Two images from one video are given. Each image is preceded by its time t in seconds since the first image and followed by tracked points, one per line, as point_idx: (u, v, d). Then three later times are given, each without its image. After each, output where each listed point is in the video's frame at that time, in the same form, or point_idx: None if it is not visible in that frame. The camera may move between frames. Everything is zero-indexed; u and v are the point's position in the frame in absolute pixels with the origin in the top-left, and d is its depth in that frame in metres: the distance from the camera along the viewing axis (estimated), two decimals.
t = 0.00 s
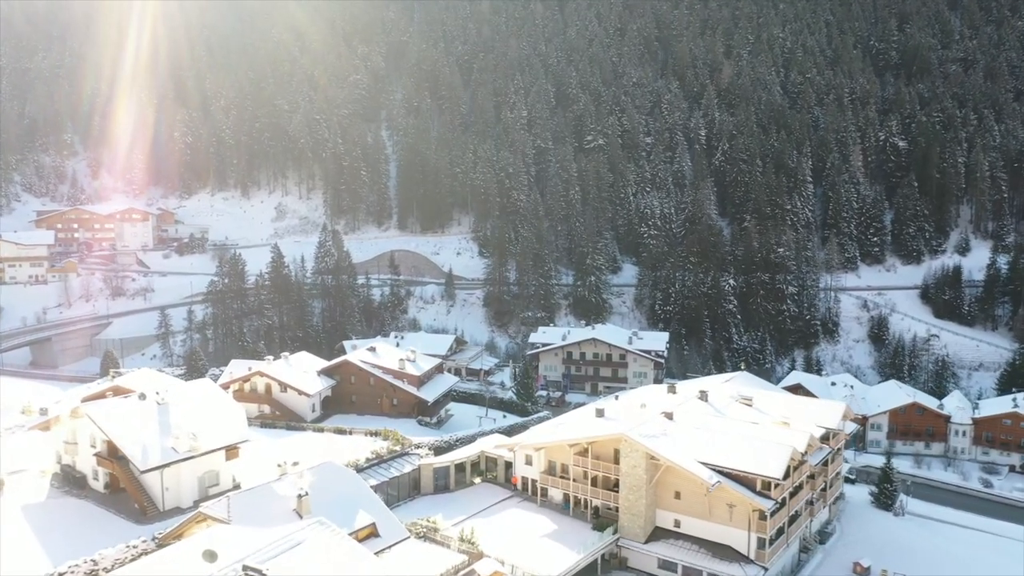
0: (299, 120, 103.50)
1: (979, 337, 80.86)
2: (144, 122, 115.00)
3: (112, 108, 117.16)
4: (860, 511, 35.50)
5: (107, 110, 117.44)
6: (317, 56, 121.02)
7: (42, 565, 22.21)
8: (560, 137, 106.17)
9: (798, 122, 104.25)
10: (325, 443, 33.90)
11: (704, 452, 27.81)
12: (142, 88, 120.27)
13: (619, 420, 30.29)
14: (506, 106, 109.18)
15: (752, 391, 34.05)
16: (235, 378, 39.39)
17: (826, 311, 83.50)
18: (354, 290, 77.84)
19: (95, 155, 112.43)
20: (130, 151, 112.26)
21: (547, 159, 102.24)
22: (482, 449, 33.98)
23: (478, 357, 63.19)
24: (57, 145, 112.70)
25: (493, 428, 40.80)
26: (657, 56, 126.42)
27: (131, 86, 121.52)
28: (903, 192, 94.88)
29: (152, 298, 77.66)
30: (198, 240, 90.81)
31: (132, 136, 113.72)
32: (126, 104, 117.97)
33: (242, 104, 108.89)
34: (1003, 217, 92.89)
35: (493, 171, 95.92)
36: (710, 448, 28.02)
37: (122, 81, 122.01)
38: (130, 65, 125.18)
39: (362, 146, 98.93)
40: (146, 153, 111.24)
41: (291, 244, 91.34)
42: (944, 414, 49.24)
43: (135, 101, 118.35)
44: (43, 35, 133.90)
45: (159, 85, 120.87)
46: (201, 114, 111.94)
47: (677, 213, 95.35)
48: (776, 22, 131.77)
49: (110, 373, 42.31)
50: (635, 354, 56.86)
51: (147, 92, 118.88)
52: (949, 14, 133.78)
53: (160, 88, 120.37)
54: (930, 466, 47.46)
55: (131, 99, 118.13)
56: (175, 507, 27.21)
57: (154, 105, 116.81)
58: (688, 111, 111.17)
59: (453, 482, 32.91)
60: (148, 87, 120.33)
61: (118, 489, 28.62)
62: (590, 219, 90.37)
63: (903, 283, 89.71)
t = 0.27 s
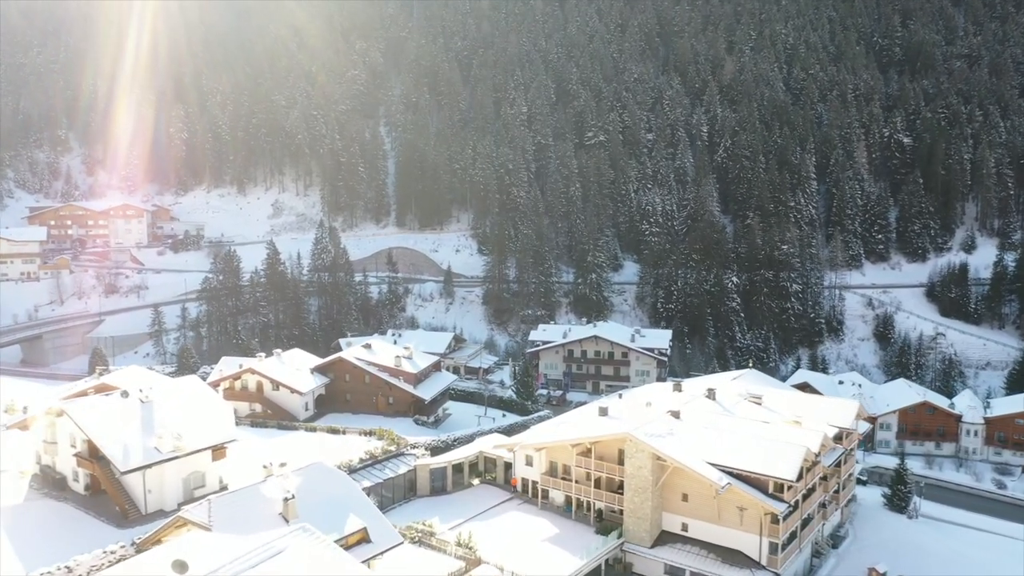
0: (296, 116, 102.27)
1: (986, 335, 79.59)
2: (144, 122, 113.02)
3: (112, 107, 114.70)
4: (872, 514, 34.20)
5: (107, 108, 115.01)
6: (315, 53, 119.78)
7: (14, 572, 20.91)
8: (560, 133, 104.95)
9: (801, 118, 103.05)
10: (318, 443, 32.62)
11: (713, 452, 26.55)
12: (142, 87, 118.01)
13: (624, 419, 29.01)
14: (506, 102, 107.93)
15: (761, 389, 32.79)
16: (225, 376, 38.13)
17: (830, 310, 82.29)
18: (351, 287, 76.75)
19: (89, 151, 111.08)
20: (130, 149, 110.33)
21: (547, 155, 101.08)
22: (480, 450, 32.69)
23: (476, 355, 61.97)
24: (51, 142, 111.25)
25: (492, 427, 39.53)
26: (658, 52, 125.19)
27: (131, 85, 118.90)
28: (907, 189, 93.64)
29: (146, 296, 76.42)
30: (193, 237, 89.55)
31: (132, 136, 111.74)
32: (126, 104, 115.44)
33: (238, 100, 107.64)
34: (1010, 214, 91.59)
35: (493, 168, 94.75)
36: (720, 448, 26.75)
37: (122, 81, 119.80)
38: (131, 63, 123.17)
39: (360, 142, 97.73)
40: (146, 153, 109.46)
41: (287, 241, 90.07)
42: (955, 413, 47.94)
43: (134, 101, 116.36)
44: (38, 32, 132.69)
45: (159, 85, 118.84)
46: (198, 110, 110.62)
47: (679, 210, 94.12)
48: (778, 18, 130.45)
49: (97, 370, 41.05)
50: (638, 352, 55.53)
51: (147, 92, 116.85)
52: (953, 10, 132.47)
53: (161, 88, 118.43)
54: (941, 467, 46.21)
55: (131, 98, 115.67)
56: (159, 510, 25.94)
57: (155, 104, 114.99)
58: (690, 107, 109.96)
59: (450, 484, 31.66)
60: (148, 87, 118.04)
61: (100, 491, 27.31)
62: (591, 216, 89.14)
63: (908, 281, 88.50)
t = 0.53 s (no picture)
0: (293, 112, 101.06)
1: (993, 334, 78.30)
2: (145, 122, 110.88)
3: (113, 109, 111.15)
4: (885, 517, 32.95)
5: (108, 109, 111.64)
6: (313, 48, 118.47)
7: None
8: (560, 129, 103.68)
9: (804, 114, 101.79)
10: (310, 443, 31.36)
11: (723, 453, 25.28)
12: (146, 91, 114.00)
13: (629, 418, 27.72)
14: (506, 98, 106.64)
15: (770, 387, 31.52)
16: (215, 373, 36.86)
17: (835, 308, 81.05)
18: (348, 284, 75.60)
19: (84, 147, 109.79)
20: (132, 152, 107.37)
21: (548, 152, 99.88)
22: (479, 450, 31.42)
23: (475, 353, 60.74)
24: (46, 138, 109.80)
25: (491, 427, 38.25)
26: (659, 49, 123.90)
27: (133, 88, 114.97)
28: (912, 185, 92.33)
29: (139, 293, 75.17)
30: (188, 233, 88.32)
31: (134, 138, 108.79)
32: (128, 107, 111.56)
33: (235, 95, 106.42)
34: (1016, 211, 90.32)
35: (492, 164, 93.56)
36: (730, 448, 25.46)
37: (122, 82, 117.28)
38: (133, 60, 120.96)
39: (358, 137, 96.48)
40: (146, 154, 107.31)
41: (284, 238, 88.86)
42: (967, 412, 46.65)
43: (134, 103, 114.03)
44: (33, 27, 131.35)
45: (161, 87, 115.71)
46: (193, 106, 109.27)
47: (681, 206, 92.87)
48: (781, 14, 129.06)
49: (83, 367, 39.85)
50: (641, 350, 54.27)
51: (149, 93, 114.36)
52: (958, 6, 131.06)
53: (162, 87, 116.17)
54: (953, 468, 44.97)
55: (131, 100, 113.24)
56: (140, 514, 24.68)
57: (156, 105, 111.65)
58: (692, 103, 108.65)
59: (447, 485, 30.41)
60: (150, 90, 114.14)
61: (79, 493, 26.03)
62: (592, 212, 87.87)
63: (913, 278, 87.24)
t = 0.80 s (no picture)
0: (290, 107, 99.80)
1: (1000, 332, 77.02)
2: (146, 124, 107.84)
3: (112, 108, 109.16)
4: (900, 520, 31.67)
5: (108, 107, 109.70)
6: (310, 43, 117.20)
7: None
8: (561, 125, 102.40)
9: (808, 110, 100.49)
10: (301, 444, 30.07)
11: (734, 453, 23.98)
12: (145, 89, 112.36)
13: (634, 417, 26.44)
14: (505, 94, 105.36)
15: (781, 385, 30.26)
16: (204, 370, 35.54)
17: (840, 305, 79.77)
18: (345, 282, 74.27)
19: (79, 144, 108.55)
20: (132, 152, 105.28)
21: (548, 148, 98.63)
22: (477, 450, 30.14)
23: (474, 351, 59.47)
24: (40, 134, 108.20)
25: (490, 426, 36.96)
26: (660, 45, 122.64)
27: (132, 87, 112.77)
28: (918, 181, 91.01)
29: (132, 290, 73.92)
30: (183, 230, 87.05)
31: (133, 137, 106.64)
32: (127, 107, 109.59)
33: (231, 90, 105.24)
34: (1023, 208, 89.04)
35: (492, 160, 92.26)
36: (742, 449, 24.19)
37: (123, 85, 113.38)
38: (135, 58, 117.85)
39: (356, 133, 95.24)
40: (147, 157, 104.50)
41: (280, 234, 87.61)
42: (980, 411, 45.35)
43: (134, 105, 110.35)
44: (28, 23, 130.03)
45: (162, 85, 113.12)
46: (189, 101, 107.95)
47: (683, 203, 91.59)
48: (784, 10, 127.65)
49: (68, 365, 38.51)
50: (643, 348, 53.00)
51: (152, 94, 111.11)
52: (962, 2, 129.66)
53: (161, 86, 112.92)
54: (966, 469, 43.73)
55: (131, 103, 109.66)
56: (119, 518, 23.37)
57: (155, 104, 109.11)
58: (694, 99, 107.35)
59: (444, 487, 29.12)
60: (150, 88, 112.21)
61: (57, 495, 24.69)
62: (593, 209, 86.54)
63: (919, 276, 85.97)
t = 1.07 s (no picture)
0: (286, 102, 98.58)
1: (1008, 330, 75.75)
2: (145, 124, 105.53)
3: (112, 108, 107.67)
4: (916, 523, 30.41)
5: (108, 108, 108.11)
6: (307, 38, 115.90)
7: None
8: (561, 121, 101.17)
9: (812, 106, 99.24)
10: (291, 443, 28.81)
11: (747, 455, 22.70)
12: (143, 89, 110.33)
13: (641, 415, 25.16)
14: (505, 89, 104.11)
15: (792, 382, 28.99)
16: (192, 367, 34.27)
17: (845, 303, 78.51)
18: (342, 279, 72.99)
19: (73, 140, 107.21)
20: (132, 150, 103.52)
21: (548, 145, 97.52)
22: (475, 451, 28.87)
23: (473, 349, 58.27)
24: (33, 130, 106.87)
25: (489, 425, 35.68)
26: (662, 41, 121.37)
27: (132, 86, 111.09)
28: (923, 177, 89.72)
29: (125, 287, 72.67)
30: (178, 227, 85.78)
31: (133, 137, 104.90)
32: (128, 107, 108.10)
33: (227, 85, 104.04)
34: None
35: (491, 155, 90.98)
36: (755, 449, 22.91)
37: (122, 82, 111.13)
38: (134, 54, 115.09)
39: (354, 129, 93.99)
40: (147, 154, 102.99)
41: (276, 231, 86.39)
42: (993, 410, 44.05)
43: (133, 104, 108.69)
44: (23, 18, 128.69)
45: (162, 83, 111.29)
46: (185, 97, 106.62)
47: (685, 200, 90.34)
48: (786, 5, 126.28)
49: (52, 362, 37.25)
50: (646, 345, 51.70)
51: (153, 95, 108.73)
52: None
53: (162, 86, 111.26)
54: (979, 469, 42.48)
55: (132, 103, 107.73)
56: (97, 521, 22.14)
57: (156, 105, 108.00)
58: (696, 95, 106.06)
59: (440, 488, 27.84)
60: (149, 90, 110.12)
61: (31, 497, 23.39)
62: (593, 205, 85.23)
63: (924, 274, 84.73)
